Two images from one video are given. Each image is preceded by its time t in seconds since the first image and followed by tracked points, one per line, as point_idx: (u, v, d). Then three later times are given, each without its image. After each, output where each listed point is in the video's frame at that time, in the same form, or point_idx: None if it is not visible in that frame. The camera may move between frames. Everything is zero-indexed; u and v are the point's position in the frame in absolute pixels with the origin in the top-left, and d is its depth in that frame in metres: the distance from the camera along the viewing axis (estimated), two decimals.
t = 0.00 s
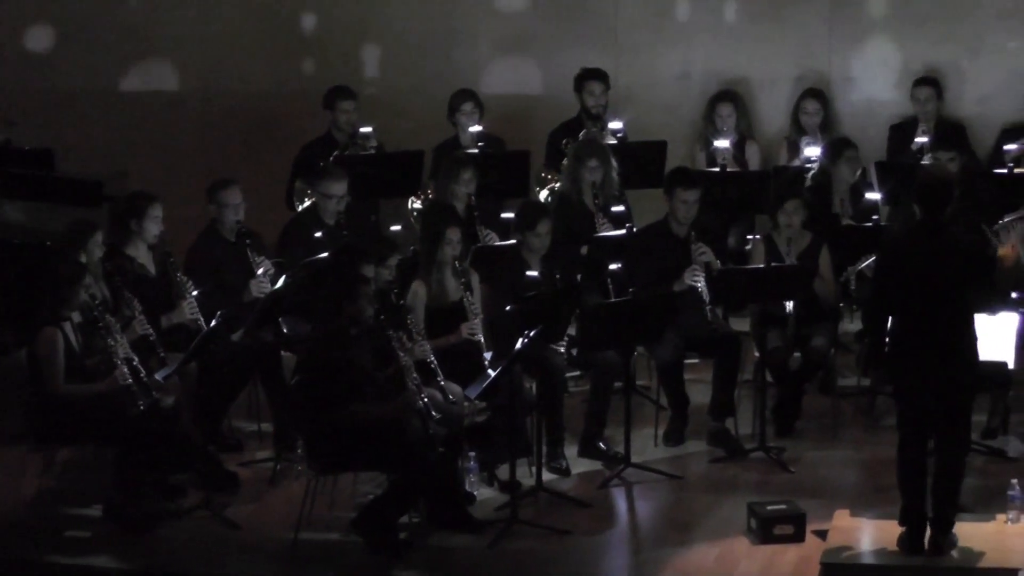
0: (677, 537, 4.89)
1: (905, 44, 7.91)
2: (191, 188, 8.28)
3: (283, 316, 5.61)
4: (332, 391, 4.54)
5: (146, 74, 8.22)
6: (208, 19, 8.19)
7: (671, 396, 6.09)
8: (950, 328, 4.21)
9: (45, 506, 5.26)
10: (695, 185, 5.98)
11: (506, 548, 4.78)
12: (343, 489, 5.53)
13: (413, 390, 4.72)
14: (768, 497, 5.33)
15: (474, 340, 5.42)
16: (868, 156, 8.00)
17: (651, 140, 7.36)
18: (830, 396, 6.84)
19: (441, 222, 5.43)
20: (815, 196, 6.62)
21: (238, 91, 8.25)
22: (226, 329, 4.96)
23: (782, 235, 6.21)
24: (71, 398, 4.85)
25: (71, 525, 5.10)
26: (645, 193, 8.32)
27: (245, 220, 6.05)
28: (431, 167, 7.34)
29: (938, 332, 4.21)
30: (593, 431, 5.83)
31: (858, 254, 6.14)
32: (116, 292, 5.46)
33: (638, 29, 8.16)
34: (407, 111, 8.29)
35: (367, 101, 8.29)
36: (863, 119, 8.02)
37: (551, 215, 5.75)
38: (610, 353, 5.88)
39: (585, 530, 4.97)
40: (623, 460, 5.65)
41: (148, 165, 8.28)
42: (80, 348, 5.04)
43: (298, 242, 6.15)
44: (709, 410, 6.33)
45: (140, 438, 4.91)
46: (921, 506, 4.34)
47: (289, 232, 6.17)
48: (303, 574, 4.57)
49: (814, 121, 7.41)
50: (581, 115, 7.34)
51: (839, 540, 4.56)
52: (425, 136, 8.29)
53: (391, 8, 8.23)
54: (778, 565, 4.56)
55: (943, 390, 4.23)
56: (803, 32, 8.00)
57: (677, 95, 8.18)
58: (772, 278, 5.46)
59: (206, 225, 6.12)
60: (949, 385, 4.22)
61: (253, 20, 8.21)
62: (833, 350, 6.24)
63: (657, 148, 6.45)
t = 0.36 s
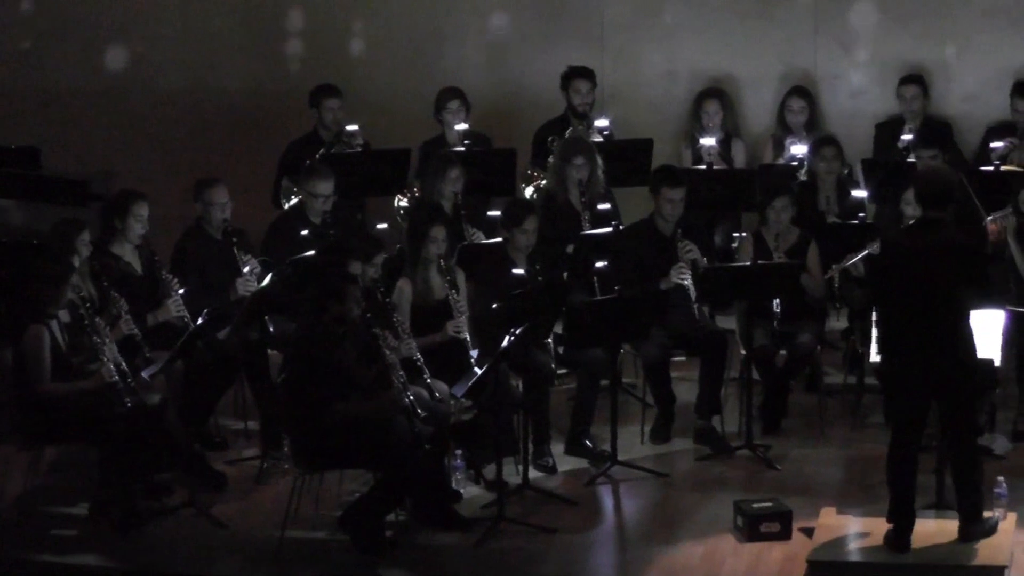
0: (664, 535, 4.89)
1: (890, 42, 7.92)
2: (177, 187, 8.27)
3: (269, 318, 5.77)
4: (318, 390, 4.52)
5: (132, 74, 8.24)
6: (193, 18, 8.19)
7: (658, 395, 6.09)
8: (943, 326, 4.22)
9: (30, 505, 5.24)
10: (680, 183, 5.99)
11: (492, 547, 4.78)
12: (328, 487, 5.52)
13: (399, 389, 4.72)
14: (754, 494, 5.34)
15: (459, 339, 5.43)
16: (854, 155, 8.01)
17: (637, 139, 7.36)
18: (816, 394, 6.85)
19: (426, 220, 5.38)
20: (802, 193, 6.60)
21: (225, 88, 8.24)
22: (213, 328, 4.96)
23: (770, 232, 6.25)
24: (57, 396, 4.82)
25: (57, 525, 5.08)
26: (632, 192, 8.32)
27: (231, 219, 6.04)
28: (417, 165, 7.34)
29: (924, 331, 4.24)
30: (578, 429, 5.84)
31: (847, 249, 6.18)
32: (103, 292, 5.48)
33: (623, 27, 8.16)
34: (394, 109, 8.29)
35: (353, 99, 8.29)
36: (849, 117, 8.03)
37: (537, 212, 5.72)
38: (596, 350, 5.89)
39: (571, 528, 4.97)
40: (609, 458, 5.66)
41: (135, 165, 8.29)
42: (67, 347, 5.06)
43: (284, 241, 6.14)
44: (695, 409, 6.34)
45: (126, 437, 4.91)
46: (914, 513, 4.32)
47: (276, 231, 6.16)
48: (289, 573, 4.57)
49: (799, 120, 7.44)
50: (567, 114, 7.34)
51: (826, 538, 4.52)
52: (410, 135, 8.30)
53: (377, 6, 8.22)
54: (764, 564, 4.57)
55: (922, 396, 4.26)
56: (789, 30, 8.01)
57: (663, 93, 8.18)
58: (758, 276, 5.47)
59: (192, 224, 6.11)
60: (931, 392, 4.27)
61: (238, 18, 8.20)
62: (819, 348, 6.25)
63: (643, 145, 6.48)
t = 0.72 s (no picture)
0: (649, 534, 4.91)
1: (874, 42, 7.94)
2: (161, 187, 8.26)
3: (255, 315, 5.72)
4: (302, 391, 4.51)
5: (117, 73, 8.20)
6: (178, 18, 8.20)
7: (643, 394, 6.10)
8: (930, 321, 4.24)
9: (15, 506, 5.22)
10: (664, 182, 6.00)
11: (476, 547, 4.78)
12: (313, 488, 5.51)
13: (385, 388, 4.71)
14: (740, 494, 5.36)
15: (443, 339, 5.44)
16: (839, 154, 8.04)
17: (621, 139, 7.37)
18: (801, 394, 6.87)
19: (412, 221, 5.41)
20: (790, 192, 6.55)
21: (214, 89, 8.34)
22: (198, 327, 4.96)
23: (756, 229, 6.28)
24: (41, 397, 4.78)
25: (42, 525, 5.06)
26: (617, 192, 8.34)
27: (215, 219, 6.03)
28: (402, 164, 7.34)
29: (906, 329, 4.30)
30: (563, 429, 5.84)
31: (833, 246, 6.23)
32: (88, 292, 5.48)
33: (608, 27, 8.16)
34: (378, 109, 8.29)
35: (338, 99, 8.29)
36: (833, 117, 8.05)
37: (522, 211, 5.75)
38: (581, 350, 5.90)
39: (556, 528, 4.98)
40: (594, 458, 5.67)
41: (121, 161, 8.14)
42: (52, 348, 5.08)
43: (269, 240, 6.13)
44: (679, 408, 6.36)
45: (113, 437, 4.90)
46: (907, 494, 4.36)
47: (261, 231, 6.15)
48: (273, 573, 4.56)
49: (783, 120, 7.45)
50: (551, 114, 7.35)
51: (811, 537, 4.52)
52: (395, 134, 8.30)
53: (362, 7, 8.22)
54: (749, 563, 4.58)
55: (915, 382, 4.29)
56: (773, 30, 8.03)
57: (647, 93, 8.19)
58: (742, 275, 5.48)
59: (176, 224, 6.10)
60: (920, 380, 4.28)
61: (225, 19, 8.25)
62: (804, 348, 6.26)
63: (626, 145, 6.47)
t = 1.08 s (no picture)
0: (635, 534, 4.92)
1: (859, 42, 7.97)
2: (146, 188, 8.25)
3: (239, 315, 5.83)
4: (288, 391, 4.50)
5: (103, 73, 8.20)
6: (163, 17, 8.18)
7: (628, 395, 6.11)
8: (914, 318, 4.28)
9: None
10: (649, 182, 6.03)
11: (462, 547, 4.78)
12: (299, 488, 5.51)
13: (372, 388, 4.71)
14: (726, 494, 5.37)
15: (429, 338, 5.44)
16: (825, 153, 8.05)
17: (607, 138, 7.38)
18: (786, 394, 6.88)
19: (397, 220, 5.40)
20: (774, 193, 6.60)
21: (198, 87, 8.25)
22: (183, 328, 4.94)
23: (741, 228, 6.29)
24: (28, 397, 4.78)
25: (28, 525, 5.04)
26: (602, 191, 8.34)
27: (201, 218, 6.02)
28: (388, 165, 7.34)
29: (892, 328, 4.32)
30: (549, 430, 5.85)
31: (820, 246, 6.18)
32: (75, 291, 5.49)
33: (593, 27, 8.17)
34: (364, 108, 8.29)
35: (323, 99, 8.29)
36: (818, 117, 8.07)
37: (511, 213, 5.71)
38: (567, 350, 5.90)
39: (543, 528, 4.98)
40: (580, 458, 5.68)
41: (108, 164, 8.26)
42: (40, 347, 5.04)
43: (254, 241, 6.12)
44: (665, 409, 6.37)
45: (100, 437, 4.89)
46: (898, 495, 4.35)
47: (246, 231, 6.14)
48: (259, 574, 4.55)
49: (769, 120, 7.47)
50: (537, 114, 7.35)
51: (797, 537, 4.53)
52: (381, 134, 8.30)
53: (347, 6, 8.21)
54: (735, 563, 4.60)
55: (903, 376, 4.30)
56: (757, 30, 8.05)
57: (632, 93, 8.20)
58: (728, 275, 5.49)
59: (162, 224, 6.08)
60: (909, 372, 4.29)
61: (209, 18, 8.20)
62: (789, 347, 6.28)
63: (612, 146, 6.47)
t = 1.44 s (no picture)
0: (622, 534, 4.93)
1: (845, 43, 7.99)
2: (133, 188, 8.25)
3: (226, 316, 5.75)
4: (276, 392, 4.49)
5: (90, 74, 8.19)
6: (150, 18, 8.17)
7: (614, 395, 6.12)
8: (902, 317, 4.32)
9: None
10: (637, 185, 6.01)
11: (449, 547, 4.79)
12: (286, 489, 5.51)
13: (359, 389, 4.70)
14: (712, 495, 5.38)
15: (416, 338, 5.45)
16: (812, 154, 8.08)
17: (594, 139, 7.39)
18: (773, 394, 6.90)
19: (382, 221, 5.39)
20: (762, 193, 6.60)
21: (186, 87, 8.25)
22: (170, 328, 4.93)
23: (727, 229, 6.26)
24: (14, 398, 4.78)
25: (14, 526, 5.03)
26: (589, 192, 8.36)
27: (188, 219, 6.01)
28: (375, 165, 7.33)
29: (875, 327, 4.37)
30: (536, 431, 5.85)
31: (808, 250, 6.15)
32: (61, 292, 5.46)
33: (580, 27, 8.18)
34: (351, 109, 8.28)
35: (310, 99, 8.29)
36: (804, 118, 8.09)
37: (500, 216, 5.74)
38: (553, 351, 5.91)
39: (530, 530, 4.98)
40: (567, 459, 5.68)
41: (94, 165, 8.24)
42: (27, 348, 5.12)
43: (241, 242, 6.11)
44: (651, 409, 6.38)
45: (88, 438, 4.89)
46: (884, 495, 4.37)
47: (233, 231, 6.13)
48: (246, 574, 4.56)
49: (755, 121, 7.48)
50: (524, 114, 7.36)
51: (784, 537, 4.55)
52: (368, 135, 8.30)
53: (334, 6, 8.21)
54: (722, 563, 4.61)
55: (888, 376, 4.32)
56: (744, 31, 8.07)
57: (619, 94, 8.21)
58: (715, 276, 5.50)
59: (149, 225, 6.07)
60: (896, 373, 4.30)
61: (196, 17, 8.18)
62: (776, 348, 6.29)
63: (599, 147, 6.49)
